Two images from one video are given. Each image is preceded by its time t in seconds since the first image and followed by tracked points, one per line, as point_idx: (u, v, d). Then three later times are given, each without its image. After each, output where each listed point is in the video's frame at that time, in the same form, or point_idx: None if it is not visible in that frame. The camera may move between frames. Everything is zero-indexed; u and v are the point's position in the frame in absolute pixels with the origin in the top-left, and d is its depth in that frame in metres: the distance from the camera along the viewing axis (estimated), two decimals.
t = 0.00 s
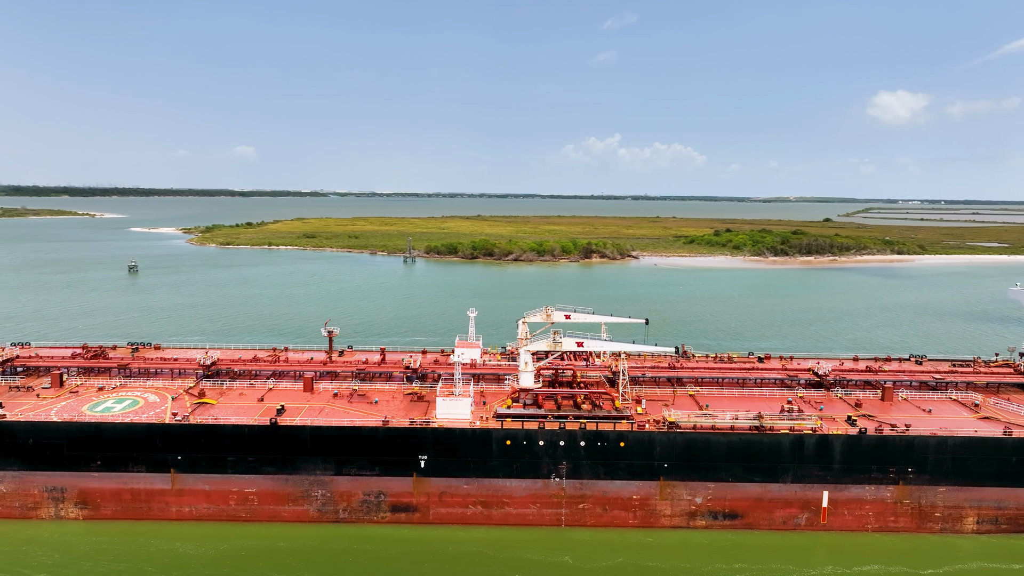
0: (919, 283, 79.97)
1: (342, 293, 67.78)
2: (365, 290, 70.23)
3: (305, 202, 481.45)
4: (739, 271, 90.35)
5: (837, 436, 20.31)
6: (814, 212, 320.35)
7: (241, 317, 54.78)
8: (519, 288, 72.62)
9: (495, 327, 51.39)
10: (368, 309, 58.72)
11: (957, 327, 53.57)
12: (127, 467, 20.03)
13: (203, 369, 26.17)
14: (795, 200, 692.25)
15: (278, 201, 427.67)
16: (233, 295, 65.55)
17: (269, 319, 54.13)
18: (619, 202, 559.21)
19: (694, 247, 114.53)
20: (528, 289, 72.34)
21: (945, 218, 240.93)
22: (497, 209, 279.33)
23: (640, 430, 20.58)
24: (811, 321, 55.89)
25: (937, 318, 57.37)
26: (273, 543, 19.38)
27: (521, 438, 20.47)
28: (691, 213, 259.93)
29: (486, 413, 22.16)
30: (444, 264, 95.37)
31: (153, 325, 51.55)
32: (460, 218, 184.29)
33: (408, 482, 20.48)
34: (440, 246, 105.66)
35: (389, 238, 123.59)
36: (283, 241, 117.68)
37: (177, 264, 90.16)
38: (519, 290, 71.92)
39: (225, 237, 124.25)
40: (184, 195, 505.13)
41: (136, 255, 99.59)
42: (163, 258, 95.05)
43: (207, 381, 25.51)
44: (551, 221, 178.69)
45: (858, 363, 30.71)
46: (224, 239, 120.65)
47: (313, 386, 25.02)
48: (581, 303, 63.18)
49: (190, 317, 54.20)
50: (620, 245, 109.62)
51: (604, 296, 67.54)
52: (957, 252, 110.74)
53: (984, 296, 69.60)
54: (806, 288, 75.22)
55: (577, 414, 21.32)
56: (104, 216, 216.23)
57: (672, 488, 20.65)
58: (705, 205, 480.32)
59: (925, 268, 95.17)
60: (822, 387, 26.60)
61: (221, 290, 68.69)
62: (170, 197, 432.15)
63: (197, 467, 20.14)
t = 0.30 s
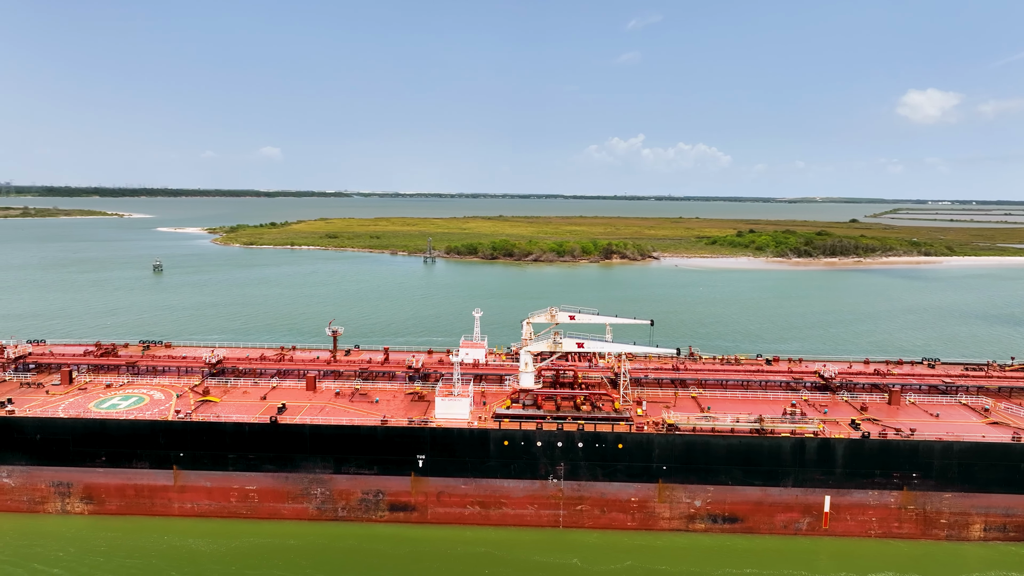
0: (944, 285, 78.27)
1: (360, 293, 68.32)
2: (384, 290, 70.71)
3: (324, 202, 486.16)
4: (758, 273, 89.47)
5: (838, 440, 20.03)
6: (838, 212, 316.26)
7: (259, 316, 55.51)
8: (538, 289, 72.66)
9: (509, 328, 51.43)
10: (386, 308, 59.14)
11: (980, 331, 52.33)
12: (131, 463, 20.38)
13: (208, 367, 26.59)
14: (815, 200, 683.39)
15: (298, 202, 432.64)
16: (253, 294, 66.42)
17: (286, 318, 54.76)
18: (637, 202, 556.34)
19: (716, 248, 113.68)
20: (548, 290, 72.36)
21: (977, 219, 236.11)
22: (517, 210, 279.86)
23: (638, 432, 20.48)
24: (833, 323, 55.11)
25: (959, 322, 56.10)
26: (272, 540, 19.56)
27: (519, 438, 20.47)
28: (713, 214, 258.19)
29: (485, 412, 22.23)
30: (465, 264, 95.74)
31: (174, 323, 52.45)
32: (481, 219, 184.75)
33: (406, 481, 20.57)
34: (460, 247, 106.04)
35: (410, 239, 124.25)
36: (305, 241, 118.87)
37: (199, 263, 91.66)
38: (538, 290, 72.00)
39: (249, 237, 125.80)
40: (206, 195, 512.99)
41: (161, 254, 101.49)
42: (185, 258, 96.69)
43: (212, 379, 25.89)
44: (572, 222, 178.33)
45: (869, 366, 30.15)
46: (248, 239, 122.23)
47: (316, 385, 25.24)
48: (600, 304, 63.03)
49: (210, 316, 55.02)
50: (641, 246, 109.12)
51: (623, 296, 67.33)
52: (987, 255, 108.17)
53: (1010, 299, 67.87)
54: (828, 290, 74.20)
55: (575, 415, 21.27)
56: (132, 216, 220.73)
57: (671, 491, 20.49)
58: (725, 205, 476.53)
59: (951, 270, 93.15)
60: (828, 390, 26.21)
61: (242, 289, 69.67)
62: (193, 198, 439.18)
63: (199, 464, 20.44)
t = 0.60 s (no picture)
0: (971, 288, 76.54)
1: (377, 292, 68.78)
2: (402, 289, 71.08)
3: (342, 202, 489.87)
4: (778, 274, 88.50)
5: (840, 444, 19.76)
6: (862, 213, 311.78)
7: (276, 315, 56.16)
8: (557, 290, 72.54)
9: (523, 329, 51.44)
10: (402, 308, 59.43)
11: (1005, 335, 51.04)
12: (134, 459, 20.74)
13: (213, 366, 26.97)
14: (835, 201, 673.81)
15: (317, 202, 436.89)
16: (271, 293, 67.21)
17: (301, 317, 55.34)
18: (654, 203, 553.12)
19: (738, 249, 112.69)
20: (566, 290, 72.19)
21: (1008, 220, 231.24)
22: (536, 211, 279.85)
23: (636, 434, 20.39)
24: (854, 326, 54.25)
25: (983, 325, 54.81)
26: (272, 537, 19.78)
27: (517, 439, 20.47)
28: (735, 214, 255.61)
29: (483, 413, 22.29)
30: (484, 265, 96.01)
31: (193, 321, 53.29)
32: (501, 220, 184.94)
33: (404, 480, 20.68)
34: (480, 247, 106.37)
35: (430, 239, 124.85)
36: (326, 241, 120.11)
37: (220, 262, 93.01)
38: (556, 291, 71.87)
39: (271, 237, 127.34)
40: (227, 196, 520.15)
41: (184, 254, 103.24)
42: (207, 258, 98.15)
43: (216, 377, 26.26)
44: (592, 222, 177.84)
45: (879, 369, 29.59)
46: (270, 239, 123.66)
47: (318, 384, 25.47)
48: (618, 305, 62.73)
49: (228, 315, 55.81)
50: (661, 246, 108.49)
51: (641, 297, 66.99)
52: (1017, 257, 105.68)
53: None
54: (851, 292, 73.10)
55: (573, 416, 21.24)
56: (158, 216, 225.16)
57: (669, 493, 20.36)
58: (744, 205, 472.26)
59: (979, 272, 91.07)
60: (833, 394, 25.83)
61: (261, 288, 70.53)
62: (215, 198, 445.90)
63: (200, 462, 20.75)
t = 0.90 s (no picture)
0: (997, 290, 74.89)
1: (394, 292, 69.21)
2: (419, 290, 71.51)
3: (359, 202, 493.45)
4: (798, 275, 87.53)
5: (840, 447, 19.52)
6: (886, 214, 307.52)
7: (291, 314, 56.77)
8: (574, 290, 72.48)
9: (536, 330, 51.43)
10: (417, 308, 59.69)
11: None
12: (138, 456, 21.13)
13: (218, 364, 27.34)
14: (855, 201, 663.78)
15: (336, 202, 441.00)
16: (289, 293, 67.95)
17: (316, 316, 55.88)
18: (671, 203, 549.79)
19: (759, 250, 111.66)
20: (584, 291, 72.07)
21: None
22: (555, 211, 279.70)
23: (634, 435, 20.31)
24: (873, 328, 53.46)
25: (1007, 329, 53.59)
26: (271, 535, 20.00)
27: (514, 439, 20.49)
28: (756, 215, 253.21)
29: (482, 413, 22.35)
30: (504, 265, 96.17)
31: (211, 320, 54.05)
32: (520, 220, 184.96)
33: (402, 479, 20.81)
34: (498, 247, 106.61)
35: (449, 239, 125.42)
36: (347, 241, 121.64)
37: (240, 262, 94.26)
38: (573, 291, 71.79)
39: (293, 237, 129.01)
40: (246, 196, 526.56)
41: (205, 253, 104.81)
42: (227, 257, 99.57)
43: (221, 375, 26.62)
44: (612, 223, 177.24)
45: (888, 372, 29.09)
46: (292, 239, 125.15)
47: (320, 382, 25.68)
48: (635, 305, 62.52)
49: (245, 314, 56.51)
50: (681, 247, 107.85)
51: (657, 299, 66.69)
52: None
53: None
54: (873, 294, 72.00)
55: (571, 417, 21.20)
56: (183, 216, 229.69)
57: (667, 495, 20.27)
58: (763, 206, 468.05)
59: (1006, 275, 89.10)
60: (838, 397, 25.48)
61: (281, 288, 71.41)
62: (235, 199, 451.92)
63: (202, 459, 21.10)
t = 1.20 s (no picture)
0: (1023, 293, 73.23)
1: (410, 292, 69.57)
2: (435, 290, 71.82)
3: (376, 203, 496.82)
4: (817, 277, 86.51)
5: (839, 451, 19.31)
6: (909, 215, 303.46)
7: (306, 313, 57.36)
8: (591, 291, 72.31)
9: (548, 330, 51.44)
10: (431, 308, 59.89)
11: None
12: (141, 452, 21.49)
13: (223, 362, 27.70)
14: (875, 202, 654.06)
15: (353, 202, 444.80)
16: (305, 292, 68.64)
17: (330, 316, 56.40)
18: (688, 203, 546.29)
19: (780, 251, 110.59)
20: (600, 292, 71.89)
21: None
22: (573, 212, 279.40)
23: (630, 437, 20.24)
24: (891, 331, 52.63)
25: None
26: (269, 532, 20.22)
27: (510, 439, 20.53)
28: (777, 216, 250.72)
29: (480, 413, 22.40)
30: (522, 266, 96.22)
31: (227, 319, 54.78)
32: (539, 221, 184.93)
33: (400, 478, 20.93)
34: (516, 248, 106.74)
35: (468, 240, 125.85)
36: (366, 241, 122.66)
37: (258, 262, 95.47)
38: (590, 292, 71.61)
39: (313, 236, 130.48)
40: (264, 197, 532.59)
41: (224, 253, 106.25)
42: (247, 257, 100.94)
43: (225, 373, 26.99)
44: (631, 223, 176.52)
45: (896, 375, 28.65)
46: (313, 239, 126.45)
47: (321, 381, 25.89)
48: (651, 306, 62.23)
49: (261, 313, 57.17)
50: (700, 248, 107.13)
51: (673, 300, 66.34)
52: None
53: None
54: (894, 296, 70.92)
55: (569, 417, 21.19)
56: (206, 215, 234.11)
57: (664, 497, 20.18)
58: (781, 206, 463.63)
59: None
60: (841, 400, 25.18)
61: (299, 287, 72.27)
62: (253, 199, 457.37)
63: (204, 456, 21.40)
